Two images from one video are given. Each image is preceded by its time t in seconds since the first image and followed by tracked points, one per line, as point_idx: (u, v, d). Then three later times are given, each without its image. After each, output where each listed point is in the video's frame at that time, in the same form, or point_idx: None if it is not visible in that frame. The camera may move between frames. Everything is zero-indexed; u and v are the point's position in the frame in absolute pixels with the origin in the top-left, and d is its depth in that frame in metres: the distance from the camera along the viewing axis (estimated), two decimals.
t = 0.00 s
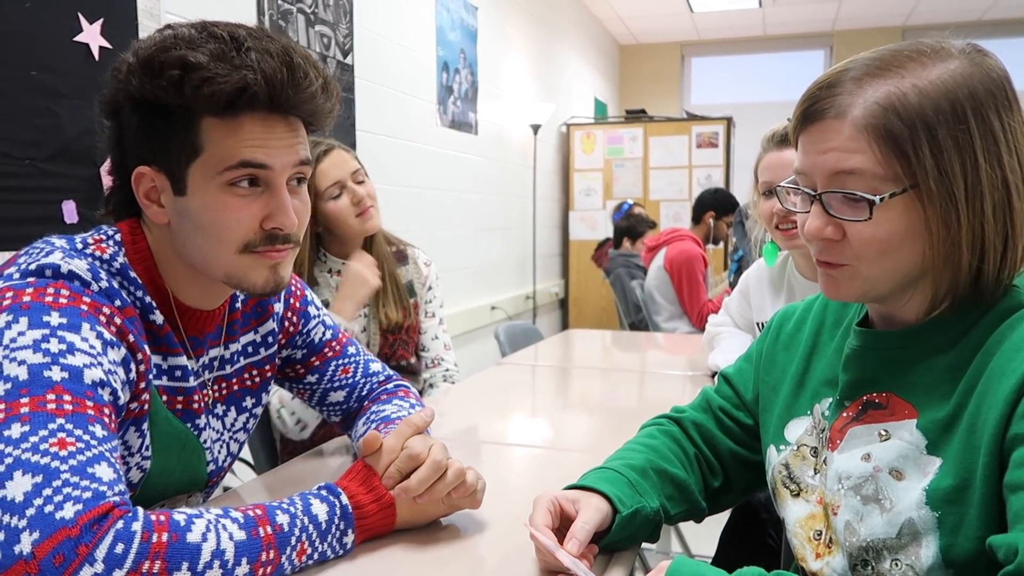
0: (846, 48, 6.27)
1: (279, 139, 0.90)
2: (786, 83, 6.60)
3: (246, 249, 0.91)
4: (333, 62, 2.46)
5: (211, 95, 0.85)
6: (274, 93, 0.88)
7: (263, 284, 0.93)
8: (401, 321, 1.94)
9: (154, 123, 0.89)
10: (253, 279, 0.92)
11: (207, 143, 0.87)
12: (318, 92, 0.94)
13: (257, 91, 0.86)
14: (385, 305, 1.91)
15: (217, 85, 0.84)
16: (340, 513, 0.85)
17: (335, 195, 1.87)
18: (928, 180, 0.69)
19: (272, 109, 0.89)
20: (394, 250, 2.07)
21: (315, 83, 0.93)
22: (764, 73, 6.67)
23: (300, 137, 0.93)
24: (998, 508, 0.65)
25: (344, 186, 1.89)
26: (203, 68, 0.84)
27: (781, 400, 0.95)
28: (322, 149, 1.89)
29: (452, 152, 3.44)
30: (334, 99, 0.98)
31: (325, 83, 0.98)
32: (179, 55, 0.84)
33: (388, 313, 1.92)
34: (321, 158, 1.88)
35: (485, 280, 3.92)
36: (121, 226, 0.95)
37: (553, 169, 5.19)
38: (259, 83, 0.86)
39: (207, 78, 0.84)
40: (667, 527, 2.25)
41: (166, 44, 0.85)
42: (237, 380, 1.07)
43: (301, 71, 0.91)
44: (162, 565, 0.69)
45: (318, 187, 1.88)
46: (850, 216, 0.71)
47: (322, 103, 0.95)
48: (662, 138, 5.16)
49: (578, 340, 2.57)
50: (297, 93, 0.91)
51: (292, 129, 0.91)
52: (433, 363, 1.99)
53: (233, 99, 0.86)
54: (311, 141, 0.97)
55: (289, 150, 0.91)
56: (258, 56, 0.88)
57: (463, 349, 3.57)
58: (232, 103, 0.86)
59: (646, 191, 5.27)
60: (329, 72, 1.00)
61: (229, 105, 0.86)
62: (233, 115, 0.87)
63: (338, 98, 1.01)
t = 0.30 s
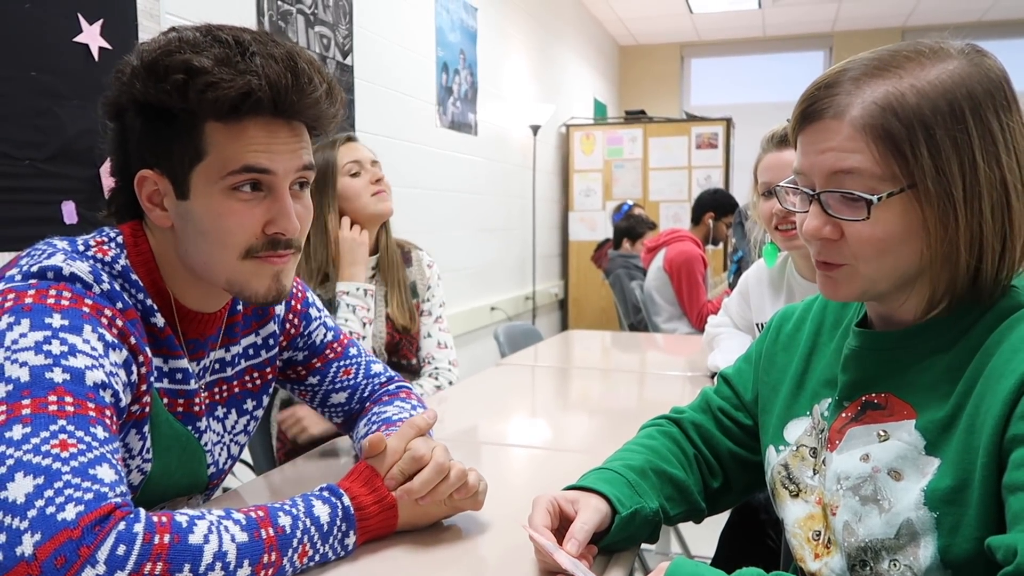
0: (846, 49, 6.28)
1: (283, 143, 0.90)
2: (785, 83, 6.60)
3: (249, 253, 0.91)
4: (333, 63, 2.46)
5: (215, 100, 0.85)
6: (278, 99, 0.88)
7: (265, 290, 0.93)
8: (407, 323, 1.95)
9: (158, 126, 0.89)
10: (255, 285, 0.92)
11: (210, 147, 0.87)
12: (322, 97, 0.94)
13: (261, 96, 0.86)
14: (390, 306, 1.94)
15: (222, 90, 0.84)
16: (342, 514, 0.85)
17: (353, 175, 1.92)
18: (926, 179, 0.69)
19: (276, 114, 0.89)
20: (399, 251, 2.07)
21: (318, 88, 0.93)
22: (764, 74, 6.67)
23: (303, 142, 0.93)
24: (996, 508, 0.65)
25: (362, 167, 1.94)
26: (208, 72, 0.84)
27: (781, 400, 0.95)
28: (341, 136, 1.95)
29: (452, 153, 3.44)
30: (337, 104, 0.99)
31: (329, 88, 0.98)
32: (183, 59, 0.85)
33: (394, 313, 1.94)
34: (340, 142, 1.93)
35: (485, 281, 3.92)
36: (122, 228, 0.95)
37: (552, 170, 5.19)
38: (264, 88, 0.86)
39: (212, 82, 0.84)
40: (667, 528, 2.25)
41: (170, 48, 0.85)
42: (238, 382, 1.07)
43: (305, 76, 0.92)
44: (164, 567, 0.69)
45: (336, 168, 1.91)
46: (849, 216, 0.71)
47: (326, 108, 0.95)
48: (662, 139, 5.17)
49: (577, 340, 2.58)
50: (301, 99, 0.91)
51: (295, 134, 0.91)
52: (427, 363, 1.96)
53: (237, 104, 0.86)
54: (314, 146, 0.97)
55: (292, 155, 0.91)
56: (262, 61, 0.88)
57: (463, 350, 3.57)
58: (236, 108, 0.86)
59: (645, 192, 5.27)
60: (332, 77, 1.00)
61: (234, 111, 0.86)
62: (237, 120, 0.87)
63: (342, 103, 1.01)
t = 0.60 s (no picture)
0: (846, 49, 6.28)
1: (283, 145, 0.90)
2: (785, 84, 6.60)
3: (249, 254, 0.91)
4: (333, 64, 2.46)
5: (215, 101, 0.85)
6: (279, 100, 0.88)
7: (266, 291, 0.93)
8: (413, 326, 1.95)
9: (158, 127, 0.89)
10: (255, 287, 0.92)
11: (211, 148, 0.87)
12: (323, 99, 0.94)
13: (262, 98, 0.86)
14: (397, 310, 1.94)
15: (223, 92, 0.84)
16: (342, 514, 0.85)
17: (362, 182, 1.92)
18: (923, 179, 0.69)
19: (277, 115, 0.89)
20: (408, 255, 2.07)
21: (319, 90, 0.93)
22: (763, 75, 6.67)
23: (304, 144, 0.93)
24: (995, 509, 0.65)
25: (372, 174, 1.93)
26: (209, 73, 0.85)
27: (781, 401, 0.96)
28: (354, 142, 1.95)
29: (451, 153, 3.44)
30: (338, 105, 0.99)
31: (330, 89, 0.98)
32: (184, 60, 0.85)
33: (401, 317, 1.93)
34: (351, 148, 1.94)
35: (484, 281, 3.92)
36: (122, 229, 0.95)
37: (552, 170, 5.19)
38: (264, 89, 0.87)
39: (213, 84, 0.84)
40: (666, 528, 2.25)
41: (171, 49, 0.85)
42: (238, 383, 1.07)
43: (306, 78, 0.92)
44: (163, 567, 0.69)
45: (346, 174, 1.91)
46: (847, 214, 0.72)
47: (327, 109, 0.95)
48: (662, 140, 5.17)
49: (577, 341, 2.58)
50: (302, 100, 0.91)
51: (296, 136, 0.92)
52: (432, 367, 1.95)
53: (238, 105, 0.86)
54: (315, 147, 0.97)
55: (293, 156, 0.91)
56: (263, 62, 0.88)
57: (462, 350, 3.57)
58: (237, 109, 0.86)
59: (645, 192, 5.27)
60: (333, 78, 1.00)
61: (234, 112, 0.86)
62: (238, 121, 0.87)
63: (342, 105, 1.01)
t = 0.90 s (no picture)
0: (843, 49, 6.28)
1: (281, 144, 0.90)
2: (783, 83, 6.61)
3: (246, 255, 0.91)
4: (330, 63, 2.46)
5: (213, 101, 0.84)
6: (277, 100, 0.88)
7: (263, 292, 0.93)
8: (413, 328, 1.95)
9: (156, 126, 0.89)
10: (252, 287, 0.92)
11: (208, 147, 0.87)
12: (321, 99, 0.94)
13: (259, 98, 0.86)
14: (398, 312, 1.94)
15: (221, 91, 0.84)
16: (339, 514, 0.85)
17: (369, 189, 1.92)
18: (926, 170, 0.70)
19: (274, 115, 0.89)
20: (410, 257, 2.07)
21: (317, 89, 0.93)
22: (761, 74, 6.67)
23: (301, 144, 0.93)
24: (991, 508, 0.66)
25: (378, 181, 1.93)
26: (206, 73, 0.84)
27: (778, 401, 0.96)
28: (359, 147, 1.94)
29: (449, 152, 3.44)
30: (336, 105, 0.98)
31: (328, 89, 0.98)
32: (181, 60, 0.84)
33: (401, 320, 1.93)
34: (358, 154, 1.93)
35: (482, 281, 3.92)
36: (119, 228, 0.94)
37: (550, 170, 5.19)
38: (262, 89, 0.86)
39: (210, 83, 0.84)
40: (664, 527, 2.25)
41: (168, 49, 0.85)
42: (234, 383, 1.07)
43: (304, 78, 0.91)
44: (160, 566, 0.69)
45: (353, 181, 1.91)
46: (846, 200, 0.73)
47: (325, 109, 0.95)
48: (660, 139, 5.17)
49: (575, 340, 2.58)
50: (300, 100, 0.90)
51: (294, 136, 0.91)
52: (430, 369, 1.95)
53: (235, 105, 0.85)
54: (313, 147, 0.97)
55: (290, 156, 0.91)
56: (261, 62, 0.88)
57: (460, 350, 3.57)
58: (235, 109, 0.86)
59: (643, 191, 5.27)
60: (331, 78, 1.00)
61: (232, 112, 0.86)
62: (235, 121, 0.87)
63: (340, 105, 1.01)
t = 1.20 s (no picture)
0: (840, 48, 6.30)
1: (276, 142, 0.89)
2: (779, 82, 6.62)
3: (241, 252, 0.90)
4: (327, 60, 2.45)
5: (208, 98, 0.84)
6: (272, 98, 0.87)
7: (259, 290, 0.92)
8: (408, 327, 1.95)
9: (151, 123, 0.88)
10: (248, 285, 0.91)
11: (203, 144, 0.86)
12: (317, 96, 0.93)
13: (254, 95, 0.86)
14: (394, 312, 1.94)
15: (216, 89, 0.84)
16: (335, 512, 0.85)
17: (367, 188, 1.92)
18: (931, 139, 0.71)
19: (270, 112, 0.88)
20: (405, 255, 2.07)
21: (313, 87, 0.92)
22: (757, 72, 6.67)
23: (297, 142, 0.92)
24: (995, 500, 0.66)
25: (376, 179, 1.93)
26: (201, 70, 0.84)
27: (779, 397, 0.96)
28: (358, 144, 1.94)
29: (446, 150, 3.43)
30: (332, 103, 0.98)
31: (324, 86, 0.97)
32: (176, 57, 0.84)
33: (397, 319, 1.93)
34: (357, 151, 1.93)
35: (478, 278, 3.92)
36: (114, 225, 0.94)
37: (546, 168, 5.19)
38: (258, 87, 0.86)
39: (205, 81, 0.83)
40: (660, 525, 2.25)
41: (163, 47, 0.84)
42: (230, 381, 1.06)
43: (299, 75, 0.91)
44: (155, 565, 0.68)
45: (351, 179, 1.90)
46: (850, 165, 0.74)
47: (321, 107, 0.95)
48: (656, 137, 5.17)
49: (572, 338, 2.57)
50: (295, 97, 0.90)
51: (289, 133, 0.91)
52: (426, 368, 1.95)
53: (230, 102, 0.85)
54: (309, 144, 0.97)
55: (286, 154, 0.90)
56: (256, 59, 0.88)
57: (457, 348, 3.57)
58: (230, 106, 0.85)
59: (639, 189, 5.27)
60: (327, 76, 1.00)
61: (227, 109, 0.85)
62: (230, 118, 0.86)
63: (336, 102, 1.00)
